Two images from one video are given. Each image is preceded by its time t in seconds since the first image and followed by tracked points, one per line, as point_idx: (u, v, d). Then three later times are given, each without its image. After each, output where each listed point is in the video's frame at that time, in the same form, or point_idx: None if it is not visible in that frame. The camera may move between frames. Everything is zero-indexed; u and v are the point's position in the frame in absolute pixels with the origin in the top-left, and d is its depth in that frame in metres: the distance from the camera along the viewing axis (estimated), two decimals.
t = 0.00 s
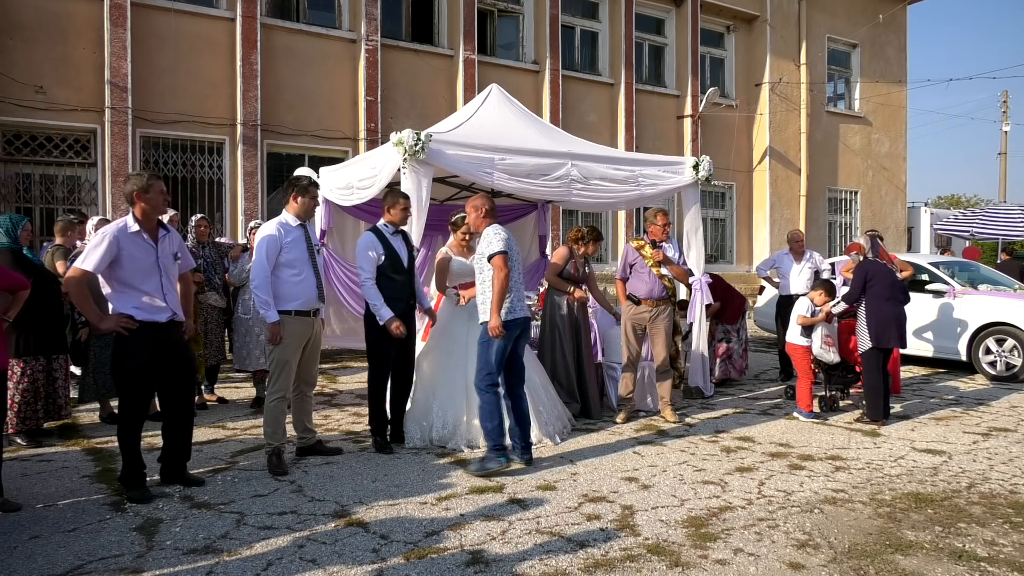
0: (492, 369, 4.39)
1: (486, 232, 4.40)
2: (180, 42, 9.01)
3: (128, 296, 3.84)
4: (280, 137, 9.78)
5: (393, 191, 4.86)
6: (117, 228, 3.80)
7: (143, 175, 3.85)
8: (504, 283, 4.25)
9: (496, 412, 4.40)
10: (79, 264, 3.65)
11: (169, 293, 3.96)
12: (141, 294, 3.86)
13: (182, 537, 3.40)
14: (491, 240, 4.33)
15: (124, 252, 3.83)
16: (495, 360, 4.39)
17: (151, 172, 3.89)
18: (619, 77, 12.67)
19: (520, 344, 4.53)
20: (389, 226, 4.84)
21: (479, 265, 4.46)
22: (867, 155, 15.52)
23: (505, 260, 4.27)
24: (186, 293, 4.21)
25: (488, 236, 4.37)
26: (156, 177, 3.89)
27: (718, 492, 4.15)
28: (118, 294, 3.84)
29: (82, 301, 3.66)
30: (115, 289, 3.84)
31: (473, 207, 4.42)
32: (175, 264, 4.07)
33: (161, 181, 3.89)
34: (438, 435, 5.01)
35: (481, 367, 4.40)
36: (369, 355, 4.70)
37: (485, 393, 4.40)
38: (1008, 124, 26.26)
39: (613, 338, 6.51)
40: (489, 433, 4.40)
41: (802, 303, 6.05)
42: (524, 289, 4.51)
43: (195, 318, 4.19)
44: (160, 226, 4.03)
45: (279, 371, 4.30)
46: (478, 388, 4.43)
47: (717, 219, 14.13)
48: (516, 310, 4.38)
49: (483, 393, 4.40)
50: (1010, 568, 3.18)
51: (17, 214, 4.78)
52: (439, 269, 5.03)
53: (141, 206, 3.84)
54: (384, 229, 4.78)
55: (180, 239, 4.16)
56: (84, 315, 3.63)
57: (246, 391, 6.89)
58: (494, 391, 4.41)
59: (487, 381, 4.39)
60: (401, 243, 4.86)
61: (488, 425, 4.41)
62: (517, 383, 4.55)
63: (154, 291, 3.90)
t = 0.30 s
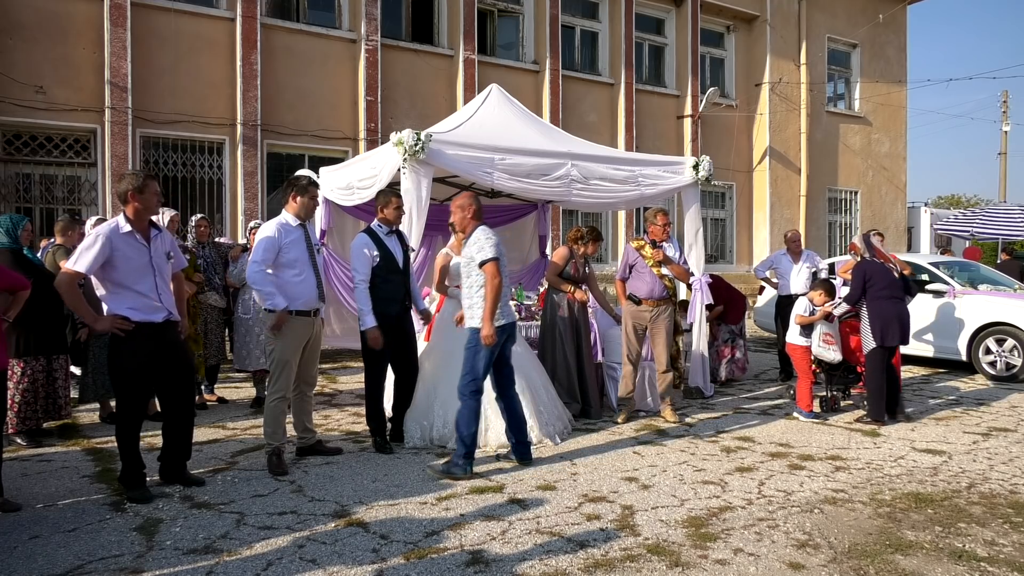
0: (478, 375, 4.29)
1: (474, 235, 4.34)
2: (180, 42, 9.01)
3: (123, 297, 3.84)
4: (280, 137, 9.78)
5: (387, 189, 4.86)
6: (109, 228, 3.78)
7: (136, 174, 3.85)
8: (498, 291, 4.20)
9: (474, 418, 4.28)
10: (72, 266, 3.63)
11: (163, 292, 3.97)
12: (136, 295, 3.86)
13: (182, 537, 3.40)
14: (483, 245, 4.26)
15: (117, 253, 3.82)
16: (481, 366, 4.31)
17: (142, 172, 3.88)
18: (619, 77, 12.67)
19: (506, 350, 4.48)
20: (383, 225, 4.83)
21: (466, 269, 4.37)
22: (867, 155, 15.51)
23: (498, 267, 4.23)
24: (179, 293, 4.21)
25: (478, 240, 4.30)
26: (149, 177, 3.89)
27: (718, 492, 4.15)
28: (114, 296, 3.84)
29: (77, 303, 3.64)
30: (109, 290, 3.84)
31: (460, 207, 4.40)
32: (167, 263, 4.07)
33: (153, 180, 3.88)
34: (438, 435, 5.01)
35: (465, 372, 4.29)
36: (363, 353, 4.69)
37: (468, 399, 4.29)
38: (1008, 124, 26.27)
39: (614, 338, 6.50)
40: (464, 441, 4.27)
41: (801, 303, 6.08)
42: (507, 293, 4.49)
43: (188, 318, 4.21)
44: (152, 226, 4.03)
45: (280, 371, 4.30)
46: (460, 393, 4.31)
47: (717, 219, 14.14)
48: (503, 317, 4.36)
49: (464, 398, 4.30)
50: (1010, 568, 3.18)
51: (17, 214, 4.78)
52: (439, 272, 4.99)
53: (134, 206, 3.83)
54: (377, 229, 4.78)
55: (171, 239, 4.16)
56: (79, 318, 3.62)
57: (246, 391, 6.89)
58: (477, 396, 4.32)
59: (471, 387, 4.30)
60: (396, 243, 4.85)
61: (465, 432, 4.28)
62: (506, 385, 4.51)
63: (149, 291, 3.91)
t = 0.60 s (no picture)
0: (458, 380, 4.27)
1: (447, 236, 4.31)
2: (180, 42, 9.01)
3: (120, 298, 3.84)
4: (280, 137, 9.78)
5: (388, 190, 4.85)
6: (104, 230, 3.75)
7: (130, 174, 3.83)
8: (466, 297, 4.17)
9: (462, 423, 4.27)
10: (66, 267, 3.61)
11: (160, 292, 3.97)
12: (132, 295, 3.86)
13: (182, 537, 3.40)
14: (455, 248, 4.23)
15: (112, 254, 3.80)
16: (461, 371, 4.31)
17: (137, 171, 3.85)
18: (619, 77, 12.66)
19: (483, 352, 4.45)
20: (386, 226, 4.83)
21: (443, 272, 4.38)
22: (867, 155, 15.51)
23: (469, 272, 4.19)
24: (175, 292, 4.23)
25: (450, 242, 4.26)
26: (142, 176, 3.87)
27: (717, 492, 4.15)
28: (110, 297, 3.84)
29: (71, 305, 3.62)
30: (106, 291, 3.84)
31: (429, 210, 4.37)
32: (164, 263, 4.06)
33: (147, 180, 3.86)
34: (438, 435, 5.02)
35: (445, 379, 4.29)
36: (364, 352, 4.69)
37: (453, 405, 4.29)
38: (1007, 124, 26.28)
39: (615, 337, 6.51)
40: (456, 446, 4.24)
41: (802, 304, 6.06)
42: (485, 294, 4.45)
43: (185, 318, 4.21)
44: (147, 226, 4.00)
45: (278, 371, 4.30)
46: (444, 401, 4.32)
47: (717, 219, 14.14)
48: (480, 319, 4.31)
49: (449, 404, 4.29)
50: (1010, 568, 3.18)
51: (17, 214, 4.77)
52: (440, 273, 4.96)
53: (127, 206, 3.81)
54: (380, 229, 4.78)
55: (167, 238, 4.14)
56: (75, 320, 3.60)
57: (246, 391, 6.89)
58: (460, 401, 4.31)
59: (452, 393, 4.28)
60: (398, 243, 4.84)
61: (455, 438, 4.26)
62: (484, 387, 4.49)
63: (146, 291, 3.90)
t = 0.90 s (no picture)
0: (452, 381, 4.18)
1: (423, 236, 4.09)
2: (180, 42, 9.01)
3: (118, 299, 3.84)
4: (280, 137, 9.78)
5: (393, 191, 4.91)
6: (100, 231, 3.76)
7: (123, 173, 3.82)
8: (440, 299, 3.96)
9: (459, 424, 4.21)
10: (64, 273, 3.62)
11: (158, 292, 3.96)
12: (130, 296, 3.86)
13: (182, 537, 3.40)
14: (432, 248, 4.02)
15: (110, 256, 3.80)
16: (455, 371, 4.19)
17: (134, 171, 3.85)
18: (619, 77, 12.66)
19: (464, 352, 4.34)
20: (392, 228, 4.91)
21: (420, 274, 4.15)
22: (867, 155, 15.51)
23: (447, 272, 3.98)
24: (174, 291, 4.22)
25: (427, 242, 4.05)
26: (137, 175, 3.86)
27: (718, 492, 4.15)
28: (108, 299, 3.84)
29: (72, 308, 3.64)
30: (103, 292, 3.84)
31: (401, 209, 4.12)
32: (162, 262, 4.06)
33: (143, 180, 3.85)
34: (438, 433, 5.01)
35: (440, 381, 4.17)
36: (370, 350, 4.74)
37: (451, 404, 4.19)
38: (1008, 124, 26.28)
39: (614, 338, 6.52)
40: (455, 447, 4.23)
41: (801, 304, 6.11)
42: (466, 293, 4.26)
43: (183, 317, 4.21)
44: (145, 225, 4.00)
45: (278, 371, 4.29)
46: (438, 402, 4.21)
47: (717, 219, 14.14)
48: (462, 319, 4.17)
49: (449, 404, 4.19)
50: (1010, 568, 3.18)
51: (17, 214, 4.77)
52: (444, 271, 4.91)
53: (122, 206, 3.81)
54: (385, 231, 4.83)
55: (165, 237, 4.13)
56: (74, 323, 3.61)
57: (246, 391, 6.89)
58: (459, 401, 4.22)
59: (448, 394, 4.18)
60: (402, 244, 4.89)
61: (453, 438, 4.23)
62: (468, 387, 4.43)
63: (144, 292, 3.90)
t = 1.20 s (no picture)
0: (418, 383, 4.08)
1: (399, 235, 4.07)
2: (180, 42, 9.01)
3: (119, 300, 3.84)
4: (280, 138, 9.78)
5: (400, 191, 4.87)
6: (100, 232, 3.76)
7: (125, 173, 3.83)
8: (433, 295, 3.94)
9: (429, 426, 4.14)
10: (66, 274, 3.62)
11: (159, 292, 3.96)
12: (131, 297, 3.86)
13: (182, 537, 3.40)
14: (413, 245, 3.99)
15: (110, 256, 3.80)
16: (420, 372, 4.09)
17: (135, 171, 3.86)
18: (619, 77, 12.66)
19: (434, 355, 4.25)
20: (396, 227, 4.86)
21: (394, 274, 4.06)
22: (867, 155, 15.51)
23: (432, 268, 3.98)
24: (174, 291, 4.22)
25: (405, 240, 4.02)
26: (138, 176, 3.87)
27: (718, 492, 4.15)
28: (109, 299, 3.84)
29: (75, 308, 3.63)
30: (104, 293, 3.84)
31: (375, 208, 4.08)
32: (163, 262, 4.06)
33: (144, 180, 3.86)
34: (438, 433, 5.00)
35: (406, 384, 4.05)
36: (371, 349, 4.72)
37: (414, 409, 4.08)
38: (1007, 124, 26.29)
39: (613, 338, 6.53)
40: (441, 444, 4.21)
41: (801, 304, 6.12)
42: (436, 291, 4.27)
43: (184, 317, 4.21)
44: (146, 225, 4.00)
45: (278, 371, 4.29)
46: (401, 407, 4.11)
47: (717, 219, 14.14)
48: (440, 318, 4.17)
49: (410, 409, 4.08)
50: (1010, 568, 3.18)
51: (17, 214, 4.77)
52: (443, 271, 5.01)
53: (123, 206, 3.82)
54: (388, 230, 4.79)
55: (166, 237, 4.14)
56: (78, 325, 3.60)
57: (246, 391, 6.88)
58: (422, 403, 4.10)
59: (413, 397, 4.08)
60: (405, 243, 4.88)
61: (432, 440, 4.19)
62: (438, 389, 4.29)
63: (145, 292, 3.90)
